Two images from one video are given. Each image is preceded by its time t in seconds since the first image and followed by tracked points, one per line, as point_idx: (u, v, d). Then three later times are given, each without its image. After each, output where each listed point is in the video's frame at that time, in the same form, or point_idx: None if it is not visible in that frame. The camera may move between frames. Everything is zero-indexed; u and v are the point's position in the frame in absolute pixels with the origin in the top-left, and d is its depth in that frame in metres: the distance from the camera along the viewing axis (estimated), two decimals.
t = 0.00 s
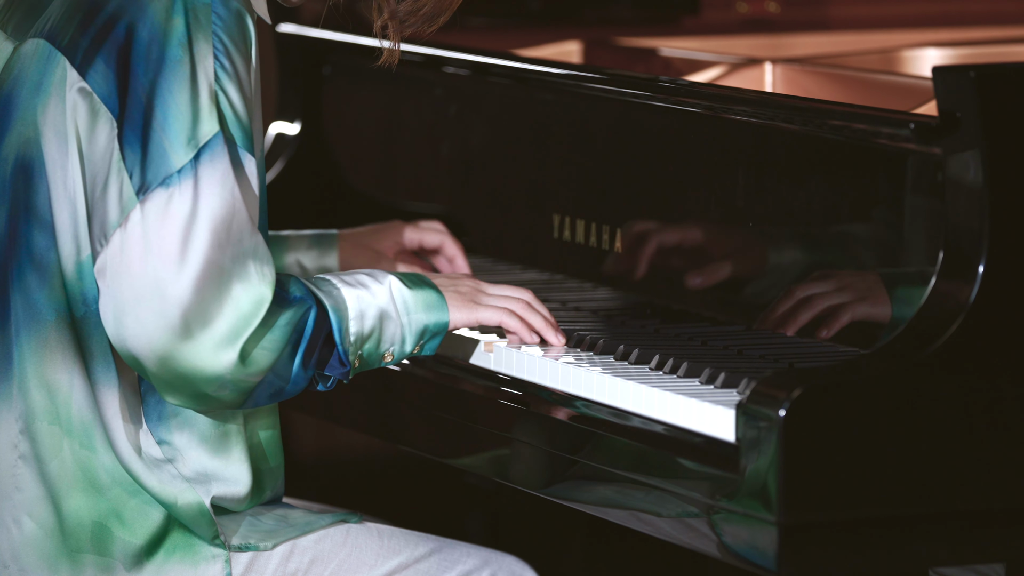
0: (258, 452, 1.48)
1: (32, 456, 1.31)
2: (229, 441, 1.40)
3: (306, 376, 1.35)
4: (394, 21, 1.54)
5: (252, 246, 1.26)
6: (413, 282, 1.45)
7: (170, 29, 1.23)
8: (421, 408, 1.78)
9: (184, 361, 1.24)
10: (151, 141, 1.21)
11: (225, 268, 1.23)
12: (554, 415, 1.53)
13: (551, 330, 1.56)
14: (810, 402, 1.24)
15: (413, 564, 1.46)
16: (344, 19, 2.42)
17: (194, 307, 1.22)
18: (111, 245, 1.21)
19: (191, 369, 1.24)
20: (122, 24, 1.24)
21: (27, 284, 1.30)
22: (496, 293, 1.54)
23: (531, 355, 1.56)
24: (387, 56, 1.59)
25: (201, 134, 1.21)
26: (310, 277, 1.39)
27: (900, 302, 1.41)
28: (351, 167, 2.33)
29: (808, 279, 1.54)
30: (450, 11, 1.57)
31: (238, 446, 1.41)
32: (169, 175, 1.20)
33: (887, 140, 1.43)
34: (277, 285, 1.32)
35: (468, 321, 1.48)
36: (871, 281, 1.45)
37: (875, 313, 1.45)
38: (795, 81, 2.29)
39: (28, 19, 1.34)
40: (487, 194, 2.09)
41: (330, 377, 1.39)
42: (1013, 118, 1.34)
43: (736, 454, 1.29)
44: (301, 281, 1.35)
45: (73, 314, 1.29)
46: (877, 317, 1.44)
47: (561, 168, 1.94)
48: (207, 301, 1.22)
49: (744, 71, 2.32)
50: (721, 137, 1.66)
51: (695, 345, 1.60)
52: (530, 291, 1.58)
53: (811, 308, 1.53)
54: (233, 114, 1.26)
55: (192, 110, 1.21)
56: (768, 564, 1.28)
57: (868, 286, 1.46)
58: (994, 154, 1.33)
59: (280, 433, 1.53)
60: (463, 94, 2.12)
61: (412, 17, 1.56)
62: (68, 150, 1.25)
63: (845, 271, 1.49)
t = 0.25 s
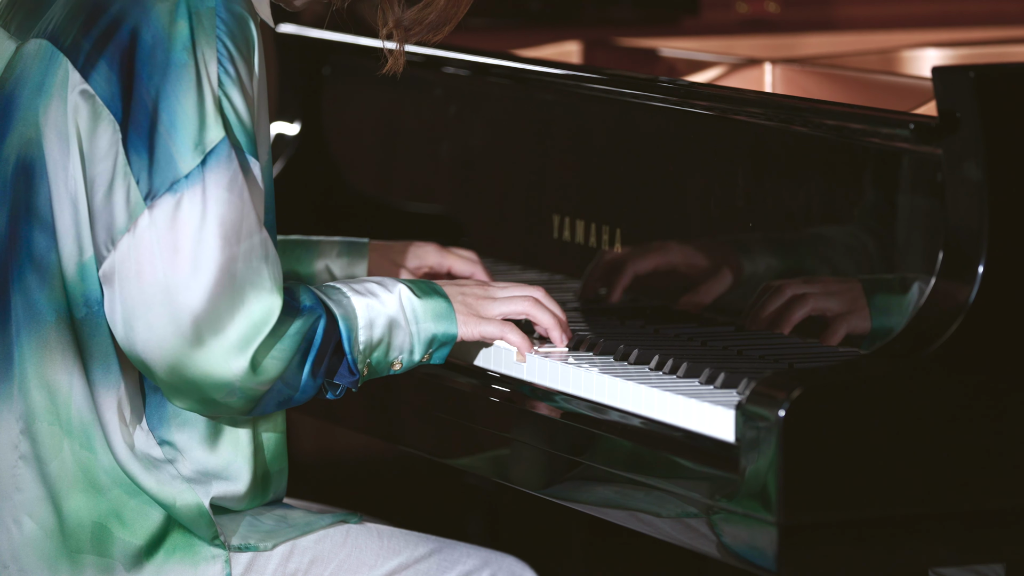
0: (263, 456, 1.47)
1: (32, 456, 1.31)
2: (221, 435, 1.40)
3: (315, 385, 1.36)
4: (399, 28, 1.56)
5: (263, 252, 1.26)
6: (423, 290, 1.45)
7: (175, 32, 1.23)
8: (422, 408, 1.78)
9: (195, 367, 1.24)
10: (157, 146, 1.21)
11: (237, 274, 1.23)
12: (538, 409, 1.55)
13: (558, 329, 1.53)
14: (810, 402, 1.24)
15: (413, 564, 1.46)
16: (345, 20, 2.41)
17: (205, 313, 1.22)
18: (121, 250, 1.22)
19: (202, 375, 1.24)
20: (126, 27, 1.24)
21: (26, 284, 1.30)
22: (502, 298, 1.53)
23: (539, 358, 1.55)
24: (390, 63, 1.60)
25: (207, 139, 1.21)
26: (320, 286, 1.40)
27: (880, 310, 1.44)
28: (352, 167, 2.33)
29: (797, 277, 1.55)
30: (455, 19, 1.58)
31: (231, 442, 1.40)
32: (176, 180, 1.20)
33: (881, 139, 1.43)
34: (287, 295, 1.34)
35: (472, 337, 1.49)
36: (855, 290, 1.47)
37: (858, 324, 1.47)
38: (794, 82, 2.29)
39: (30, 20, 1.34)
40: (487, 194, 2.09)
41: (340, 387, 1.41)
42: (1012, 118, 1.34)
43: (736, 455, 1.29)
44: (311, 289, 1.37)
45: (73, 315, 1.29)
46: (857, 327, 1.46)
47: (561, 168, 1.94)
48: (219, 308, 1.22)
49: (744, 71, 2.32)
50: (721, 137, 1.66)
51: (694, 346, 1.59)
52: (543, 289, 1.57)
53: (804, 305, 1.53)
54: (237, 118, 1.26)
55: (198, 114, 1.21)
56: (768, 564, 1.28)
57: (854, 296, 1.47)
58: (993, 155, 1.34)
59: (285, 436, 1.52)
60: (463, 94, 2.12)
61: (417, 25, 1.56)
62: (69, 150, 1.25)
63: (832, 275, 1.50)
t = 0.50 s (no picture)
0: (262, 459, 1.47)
1: (32, 457, 1.31)
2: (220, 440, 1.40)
3: (316, 389, 1.34)
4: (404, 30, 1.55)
5: (266, 255, 1.26)
6: (422, 297, 1.46)
7: (180, 35, 1.23)
8: (422, 409, 1.78)
9: (198, 370, 1.24)
10: (162, 147, 1.21)
11: (241, 278, 1.23)
12: (533, 408, 1.56)
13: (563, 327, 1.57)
14: (810, 402, 1.24)
15: (413, 565, 1.46)
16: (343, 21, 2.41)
17: (209, 317, 1.22)
18: (124, 251, 1.21)
19: (205, 378, 1.25)
20: (131, 29, 1.24)
21: (28, 285, 1.30)
22: (501, 306, 1.54)
23: (539, 358, 1.55)
24: (395, 66, 1.60)
25: (213, 142, 1.22)
26: (320, 291, 1.40)
27: (878, 317, 1.45)
28: (352, 168, 2.33)
29: (792, 286, 1.56)
30: (461, 19, 1.60)
31: (231, 444, 1.40)
32: (180, 182, 1.20)
33: (880, 140, 1.44)
34: (290, 299, 1.33)
35: (472, 341, 1.48)
36: (850, 298, 1.49)
37: (855, 332, 1.48)
38: (794, 82, 2.29)
39: (33, 21, 1.34)
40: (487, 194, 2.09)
41: (339, 392, 1.40)
42: (1013, 118, 1.34)
43: (736, 455, 1.29)
44: (313, 294, 1.36)
45: (75, 315, 1.29)
46: (854, 332, 1.48)
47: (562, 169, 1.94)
48: (222, 311, 1.23)
49: (743, 72, 2.32)
50: (722, 137, 1.66)
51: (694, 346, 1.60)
52: (539, 296, 1.58)
53: (798, 312, 1.55)
54: (241, 121, 1.27)
55: (204, 117, 1.22)
56: (768, 564, 1.28)
57: (849, 302, 1.49)
58: (994, 154, 1.33)
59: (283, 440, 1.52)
60: (463, 94, 2.12)
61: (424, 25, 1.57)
62: (72, 151, 1.25)
63: (825, 282, 1.52)
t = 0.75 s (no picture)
0: (263, 456, 1.49)
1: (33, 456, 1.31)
2: (232, 442, 1.41)
3: (311, 385, 1.35)
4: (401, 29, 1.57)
5: (263, 251, 1.26)
6: (418, 292, 1.46)
7: (182, 31, 1.23)
8: (422, 409, 1.78)
9: (195, 365, 1.24)
10: (162, 143, 1.21)
11: (236, 273, 1.23)
12: (545, 412, 1.54)
13: (558, 331, 1.58)
14: (810, 402, 1.24)
15: (412, 565, 1.46)
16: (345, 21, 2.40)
17: (204, 311, 1.22)
18: (123, 247, 1.22)
19: (201, 373, 1.24)
20: (134, 26, 1.24)
21: (30, 283, 1.30)
22: (498, 303, 1.55)
23: (539, 359, 1.55)
24: (391, 69, 1.60)
25: (213, 137, 1.21)
26: (316, 287, 1.40)
27: (889, 312, 1.43)
28: (352, 168, 2.33)
29: (802, 286, 1.56)
30: (454, 26, 1.61)
31: (241, 449, 1.41)
32: (180, 178, 1.20)
33: (884, 141, 1.44)
34: (287, 293, 1.33)
35: (469, 333, 1.48)
36: (858, 292, 1.48)
37: (865, 325, 1.47)
38: (794, 82, 2.29)
39: (34, 20, 1.34)
40: (487, 194, 2.09)
41: (336, 387, 1.40)
42: (1012, 118, 1.34)
43: (736, 455, 1.29)
44: (310, 290, 1.36)
45: (79, 314, 1.29)
46: (863, 326, 1.46)
47: (561, 169, 1.94)
48: (218, 305, 1.22)
49: (743, 72, 2.32)
50: (722, 138, 1.66)
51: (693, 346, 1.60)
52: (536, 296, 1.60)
53: (802, 313, 1.54)
54: (243, 118, 1.27)
55: (204, 113, 1.21)
56: (768, 564, 1.28)
57: (856, 297, 1.48)
58: (993, 155, 1.33)
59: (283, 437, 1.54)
60: (463, 95, 2.12)
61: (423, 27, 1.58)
62: (75, 150, 1.25)
63: (834, 280, 1.51)
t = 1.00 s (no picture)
0: (263, 457, 1.48)
1: (32, 455, 1.31)
2: (229, 441, 1.41)
3: (312, 380, 1.35)
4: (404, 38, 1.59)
5: (258, 249, 1.26)
6: (420, 283, 1.46)
7: (177, 31, 1.23)
8: (421, 409, 1.78)
9: (190, 364, 1.24)
10: (157, 143, 1.21)
11: (231, 271, 1.23)
12: (552, 414, 1.53)
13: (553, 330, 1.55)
14: (809, 402, 1.24)
15: (412, 565, 1.46)
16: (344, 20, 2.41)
17: (199, 310, 1.22)
18: (117, 248, 1.21)
19: (197, 372, 1.24)
20: (128, 26, 1.24)
21: (27, 283, 1.30)
22: (502, 292, 1.54)
23: (539, 358, 1.56)
24: (396, 75, 1.61)
25: (207, 137, 1.21)
26: (316, 280, 1.39)
27: (890, 303, 1.42)
28: (351, 168, 2.33)
29: (803, 276, 1.55)
30: (458, 32, 1.58)
31: (238, 447, 1.41)
32: (175, 178, 1.20)
33: (880, 141, 1.45)
34: (284, 289, 1.33)
35: (472, 325, 1.48)
36: (861, 283, 1.46)
37: (867, 316, 1.45)
38: (794, 82, 2.29)
39: (31, 20, 1.34)
40: (487, 194, 2.09)
41: (337, 381, 1.39)
42: (1011, 119, 1.34)
43: (736, 455, 1.29)
44: (308, 284, 1.36)
45: (75, 313, 1.29)
46: (865, 321, 1.45)
47: (560, 169, 1.94)
48: (213, 304, 1.22)
49: (744, 72, 2.32)
50: (721, 138, 1.66)
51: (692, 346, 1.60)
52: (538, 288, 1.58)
53: (807, 305, 1.54)
54: (238, 117, 1.26)
55: (199, 113, 1.22)
56: (768, 565, 1.28)
57: (859, 289, 1.46)
58: (992, 155, 1.33)
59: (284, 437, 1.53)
60: (462, 95, 2.12)
61: (423, 36, 1.57)
62: (71, 150, 1.25)
63: (839, 271, 1.50)
